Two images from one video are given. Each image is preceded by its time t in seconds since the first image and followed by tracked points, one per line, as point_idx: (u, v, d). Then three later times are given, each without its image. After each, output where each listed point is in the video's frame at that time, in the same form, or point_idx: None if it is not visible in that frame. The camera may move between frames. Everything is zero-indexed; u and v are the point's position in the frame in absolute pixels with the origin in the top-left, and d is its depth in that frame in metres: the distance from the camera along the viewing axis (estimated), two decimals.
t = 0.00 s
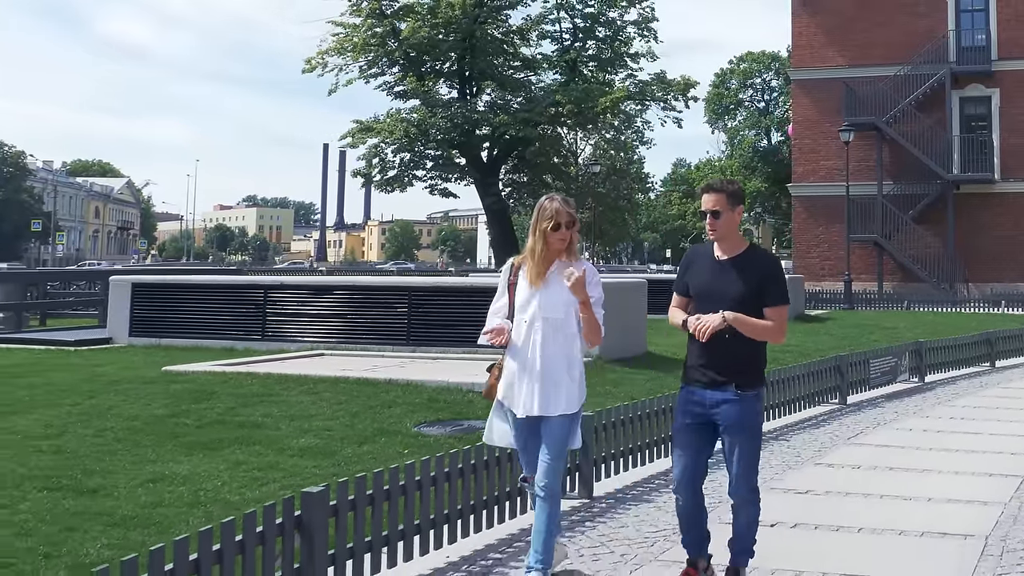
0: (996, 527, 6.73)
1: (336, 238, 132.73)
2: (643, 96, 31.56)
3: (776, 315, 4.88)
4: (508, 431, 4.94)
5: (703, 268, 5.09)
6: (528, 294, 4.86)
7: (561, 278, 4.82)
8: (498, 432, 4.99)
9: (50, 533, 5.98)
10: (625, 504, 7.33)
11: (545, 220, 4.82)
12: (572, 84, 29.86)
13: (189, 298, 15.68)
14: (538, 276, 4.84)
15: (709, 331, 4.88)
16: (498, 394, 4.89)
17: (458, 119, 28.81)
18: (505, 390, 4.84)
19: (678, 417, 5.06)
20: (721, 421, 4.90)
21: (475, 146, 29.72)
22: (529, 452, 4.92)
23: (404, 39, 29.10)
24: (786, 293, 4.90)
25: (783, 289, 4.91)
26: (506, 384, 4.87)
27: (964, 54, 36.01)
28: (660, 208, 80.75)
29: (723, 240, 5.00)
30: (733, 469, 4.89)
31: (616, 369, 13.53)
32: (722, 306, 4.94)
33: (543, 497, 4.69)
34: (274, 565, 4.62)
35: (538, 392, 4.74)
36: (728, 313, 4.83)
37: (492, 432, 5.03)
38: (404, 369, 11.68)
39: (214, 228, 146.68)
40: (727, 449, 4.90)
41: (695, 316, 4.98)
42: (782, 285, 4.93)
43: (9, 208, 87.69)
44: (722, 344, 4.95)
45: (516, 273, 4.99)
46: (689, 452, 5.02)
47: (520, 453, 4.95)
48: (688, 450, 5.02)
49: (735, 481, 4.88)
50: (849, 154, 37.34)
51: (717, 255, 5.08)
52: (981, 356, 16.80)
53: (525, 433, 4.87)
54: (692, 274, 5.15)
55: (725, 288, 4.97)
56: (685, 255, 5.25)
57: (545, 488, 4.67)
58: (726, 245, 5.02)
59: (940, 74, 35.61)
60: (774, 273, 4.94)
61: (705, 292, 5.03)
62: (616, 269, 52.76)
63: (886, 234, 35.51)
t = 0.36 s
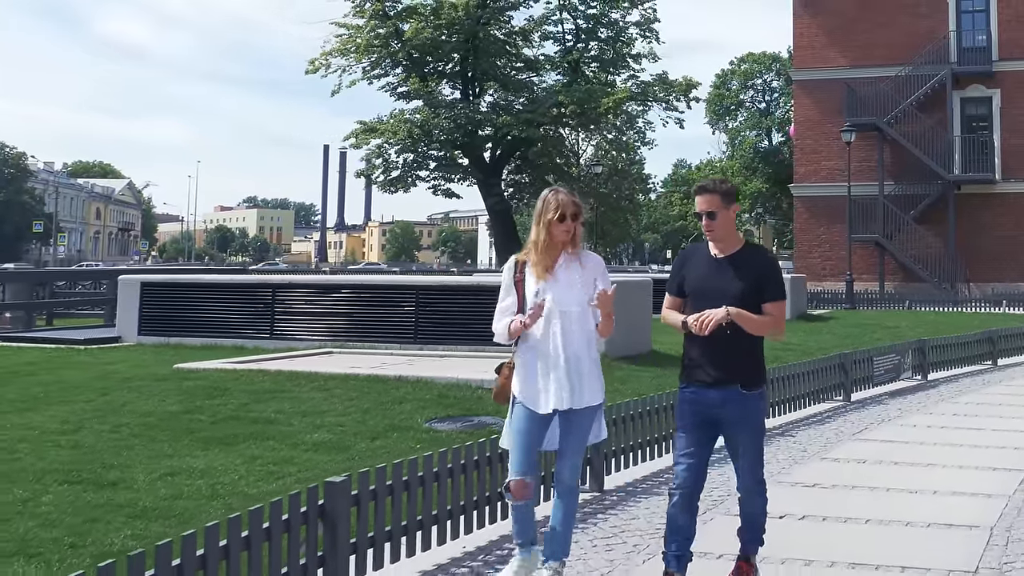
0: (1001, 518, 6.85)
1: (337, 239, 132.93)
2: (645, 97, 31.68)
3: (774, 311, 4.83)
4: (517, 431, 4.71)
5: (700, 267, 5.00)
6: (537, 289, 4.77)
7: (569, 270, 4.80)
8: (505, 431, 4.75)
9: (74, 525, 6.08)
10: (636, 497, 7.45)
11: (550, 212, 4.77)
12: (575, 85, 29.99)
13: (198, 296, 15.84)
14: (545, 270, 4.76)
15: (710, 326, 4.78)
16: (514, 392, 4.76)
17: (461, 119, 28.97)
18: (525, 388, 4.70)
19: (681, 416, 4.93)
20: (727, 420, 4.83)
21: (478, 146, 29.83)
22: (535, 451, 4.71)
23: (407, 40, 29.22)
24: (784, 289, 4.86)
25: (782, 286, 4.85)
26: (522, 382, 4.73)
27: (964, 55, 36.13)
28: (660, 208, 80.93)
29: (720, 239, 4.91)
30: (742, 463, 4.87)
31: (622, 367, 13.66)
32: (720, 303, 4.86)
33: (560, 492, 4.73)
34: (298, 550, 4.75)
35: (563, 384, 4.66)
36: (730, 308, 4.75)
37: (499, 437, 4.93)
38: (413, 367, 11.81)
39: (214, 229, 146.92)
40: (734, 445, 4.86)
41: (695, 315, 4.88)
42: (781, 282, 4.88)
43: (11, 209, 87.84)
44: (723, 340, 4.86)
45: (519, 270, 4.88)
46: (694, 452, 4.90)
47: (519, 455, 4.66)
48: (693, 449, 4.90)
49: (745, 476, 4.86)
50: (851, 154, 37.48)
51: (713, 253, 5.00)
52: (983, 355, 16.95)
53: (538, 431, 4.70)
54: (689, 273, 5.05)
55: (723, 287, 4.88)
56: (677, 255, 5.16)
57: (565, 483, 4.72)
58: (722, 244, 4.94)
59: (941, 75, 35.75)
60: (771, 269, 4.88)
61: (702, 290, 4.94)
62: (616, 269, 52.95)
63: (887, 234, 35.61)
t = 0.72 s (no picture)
0: (1004, 512, 6.96)
1: (336, 239, 133.04)
2: (646, 97, 31.78)
3: (751, 302, 4.77)
4: (521, 430, 4.66)
5: (674, 265, 4.92)
6: (548, 287, 4.73)
7: (578, 266, 4.80)
8: (506, 430, 4.71)
9: (90, 519, 6.18)
10: (643, 493, 7.55)
11: (560, 207, 4.72)
12: (576, 85, 30.11)
13: (203, 296, 15.95)
14: (555, 267, 4.73)
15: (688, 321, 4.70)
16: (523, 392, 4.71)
17: (463, 120, 29.10)
18: (536, 392, 4.64)
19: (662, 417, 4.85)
20: (708, 419, 4.76)
21: (479, 147, 29.92)
22: (535, 447, 4.69)
23: (408, 40, 29.28)
24: (760, 280, 4.81)
25: (757, 277, 4.81)
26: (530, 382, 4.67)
27: (964, 55, 36.26)
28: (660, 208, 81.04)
29: (691, 237, 4.82)
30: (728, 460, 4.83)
31: (625, 366, 13.76)
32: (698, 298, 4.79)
33: (568, 488, 4.71)
34: (317, 543, 4.85)
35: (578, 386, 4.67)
36: (707, 303, 4.68)
37: (500, 437, 4.90)
38: (418, 365, 11.90)
39: (214, 229, 147.04)
40: (718, 443, 4.80)
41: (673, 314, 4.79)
42: (756, 273, 4.84)
43: (10, 210, 87.82)
44: (701, 338, 4.78)
45: (524, 267, 4.80)
46: (676, 454, 4.83)
47: (518, 451, 4.64)
48: (676, 451, 4.83)
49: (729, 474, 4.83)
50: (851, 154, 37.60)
51: (685, 251, 4.92)
52: (983, 354, 17.09)
53: (541, 428, 4.67)
54: (662, 273, 4.96)
55: (699, 284, 4.81)
56: (651, 254, 5.08)
57: (574, 478, 4.70)
58: (693, 242, 4.86)
59: (941, 75, 35.84)
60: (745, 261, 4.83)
61: (679, 289, 4.86)
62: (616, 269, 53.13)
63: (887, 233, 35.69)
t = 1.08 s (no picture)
0: (1008, 508, 7.09)
1: (337, 240, 133.33)
2: (648, 99, 31.95)
3: (742, 299, 4.75)
4: (502, 429, 4.66)
5: (664, 267, 4.94)
6: (533, 286, 4.72)
7: (567, 268, 4.76)
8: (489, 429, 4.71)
9: (114, 516, 6.34)
10: (653, 490, 7.68)
11: (547, 207, 4.74)
12: (579, 87, 30.26)
13: (212, 297, 16.15)
14: (542, 267, 4.73)
15: (675, 321, 4.71)
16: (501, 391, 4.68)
17: (466, 121, 29.21)
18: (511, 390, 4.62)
19: (660, 417, 4.90)
20: (702, 416, 4.73)
21: (482, 148, 30.07)
22: (520, 447, 4.67)
23: (412, 42, 29.43)
24: (749, 277, 4.79)
25: (748, 272, 4.80)
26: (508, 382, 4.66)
27: (965, 56, 36.39)
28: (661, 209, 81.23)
29: (679, 238, 4.84)
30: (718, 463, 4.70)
31: (631, 366, 13.89)
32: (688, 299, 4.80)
33: (568, 486, 4.73)
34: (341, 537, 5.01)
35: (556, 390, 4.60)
36: (694, 303, 4.69)
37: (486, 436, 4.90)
38: (426, 365, 12.03)
39: (215, 230, 147.24)
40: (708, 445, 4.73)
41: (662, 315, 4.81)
42: (745, 270, 4.81)
43: (13, 211, 88.17)
44: (692, 336, 4.79)
45: (511, 266, 4.82)
46: (677, 453, 4.85)
47: (505, 452, 4.62)
48: (676, 450, 4.85)
49: (716, 475, 4.68)
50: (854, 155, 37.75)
51: (675, 253, 4.93)
52: (986, 354, 17.24)
53: (524, 428, 4.66)
54: (655, 274, 4.99)
55: (688, 285, 4.82)
56: (645, 256, 5.12)
57: (571, 480, 4.71)
58: (681, 243, 4.88)
59: (942, 77, 35.93)
60: (735, 258, 4.81)
61: (670, 291, 4.88)
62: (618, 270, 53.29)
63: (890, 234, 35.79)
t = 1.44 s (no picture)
0: (1010, 504, 7.21)
1: (338, 240, 133.53)
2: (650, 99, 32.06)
3: (743, 305, 4.77)
4: (476, 426, 4.80)
5: (667, 266, 4.99)
6: (501, 281, 4.80)
7: (537, 265, 4.78)
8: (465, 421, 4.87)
9: (132, 512, 6.46)
10: (660, 487, 7.81)
11: (522, 203, 4.77)
12: (582, 88, 30.41)
13: (220, 297, 16.33)
14: (512, 262, 4.79)
15: (673, 322, 4.76)
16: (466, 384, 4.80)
17: (468, 122, 29.29)
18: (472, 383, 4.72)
19: (662, 421, 4.96)
20: (698, 418, 4.77)
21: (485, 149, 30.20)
22: (502, 446, 4.77)
23: (415, 43, 29.56)
24: (751, 283, 4.80)
25: (748, 278, 4.81)
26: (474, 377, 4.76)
27: (965, 57, 36.50)
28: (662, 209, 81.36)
29: (684, 238, 4.87)
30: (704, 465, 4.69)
31: (635, 365, 14.02)
32: (688, 301, 4.84)
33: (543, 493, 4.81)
34: (359, 529, 5.16)
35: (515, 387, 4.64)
36: (693, 306, 4.72)
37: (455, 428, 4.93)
38: (433, 365, 12.16)
39: (215, 230, 147.44)
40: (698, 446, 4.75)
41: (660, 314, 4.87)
42: (746, 275, 4.83)
43: (15, 211, 88.48)
44: (689, 338, 4.83)
45: (488, 261, 4.94)
46: (680, 455, 4.92)
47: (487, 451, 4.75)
48: (678, 452, 4.91)
49: (707, 476, 4.64)
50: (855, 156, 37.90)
51: (679, 254, 4.97)
52: (987, 353, 17.39)
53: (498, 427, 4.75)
54: (658, 274, 5.04)
55: (688, 286, 4.87)
56: (649, 255, 5.16)
57: (545, 486, 4.78)
58: (686, 244, 4.90)
59: (943, 78, 36.01)
60: (737, 263, 4.82)
61: (671, 292, 4.93)
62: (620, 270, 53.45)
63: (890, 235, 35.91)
